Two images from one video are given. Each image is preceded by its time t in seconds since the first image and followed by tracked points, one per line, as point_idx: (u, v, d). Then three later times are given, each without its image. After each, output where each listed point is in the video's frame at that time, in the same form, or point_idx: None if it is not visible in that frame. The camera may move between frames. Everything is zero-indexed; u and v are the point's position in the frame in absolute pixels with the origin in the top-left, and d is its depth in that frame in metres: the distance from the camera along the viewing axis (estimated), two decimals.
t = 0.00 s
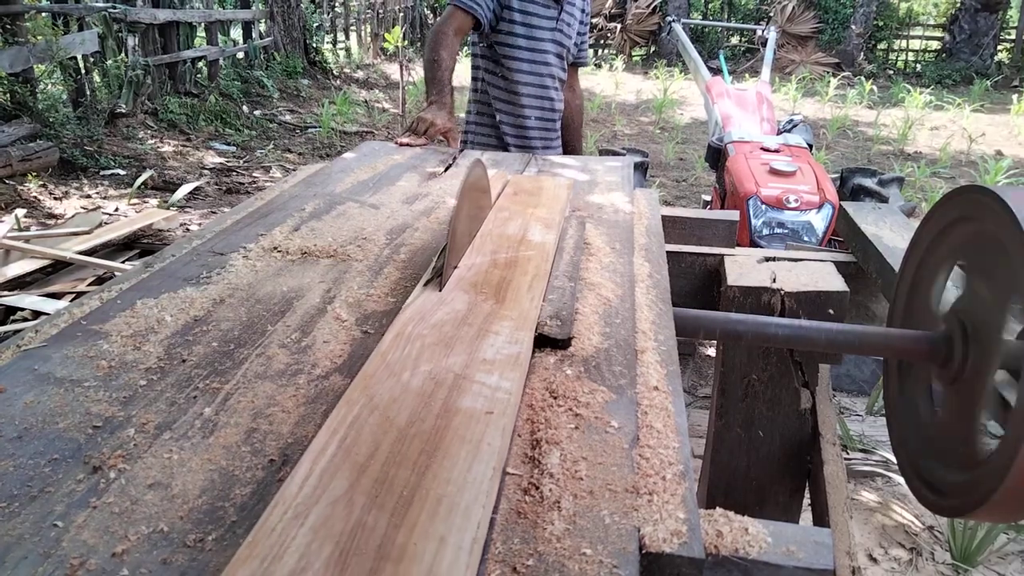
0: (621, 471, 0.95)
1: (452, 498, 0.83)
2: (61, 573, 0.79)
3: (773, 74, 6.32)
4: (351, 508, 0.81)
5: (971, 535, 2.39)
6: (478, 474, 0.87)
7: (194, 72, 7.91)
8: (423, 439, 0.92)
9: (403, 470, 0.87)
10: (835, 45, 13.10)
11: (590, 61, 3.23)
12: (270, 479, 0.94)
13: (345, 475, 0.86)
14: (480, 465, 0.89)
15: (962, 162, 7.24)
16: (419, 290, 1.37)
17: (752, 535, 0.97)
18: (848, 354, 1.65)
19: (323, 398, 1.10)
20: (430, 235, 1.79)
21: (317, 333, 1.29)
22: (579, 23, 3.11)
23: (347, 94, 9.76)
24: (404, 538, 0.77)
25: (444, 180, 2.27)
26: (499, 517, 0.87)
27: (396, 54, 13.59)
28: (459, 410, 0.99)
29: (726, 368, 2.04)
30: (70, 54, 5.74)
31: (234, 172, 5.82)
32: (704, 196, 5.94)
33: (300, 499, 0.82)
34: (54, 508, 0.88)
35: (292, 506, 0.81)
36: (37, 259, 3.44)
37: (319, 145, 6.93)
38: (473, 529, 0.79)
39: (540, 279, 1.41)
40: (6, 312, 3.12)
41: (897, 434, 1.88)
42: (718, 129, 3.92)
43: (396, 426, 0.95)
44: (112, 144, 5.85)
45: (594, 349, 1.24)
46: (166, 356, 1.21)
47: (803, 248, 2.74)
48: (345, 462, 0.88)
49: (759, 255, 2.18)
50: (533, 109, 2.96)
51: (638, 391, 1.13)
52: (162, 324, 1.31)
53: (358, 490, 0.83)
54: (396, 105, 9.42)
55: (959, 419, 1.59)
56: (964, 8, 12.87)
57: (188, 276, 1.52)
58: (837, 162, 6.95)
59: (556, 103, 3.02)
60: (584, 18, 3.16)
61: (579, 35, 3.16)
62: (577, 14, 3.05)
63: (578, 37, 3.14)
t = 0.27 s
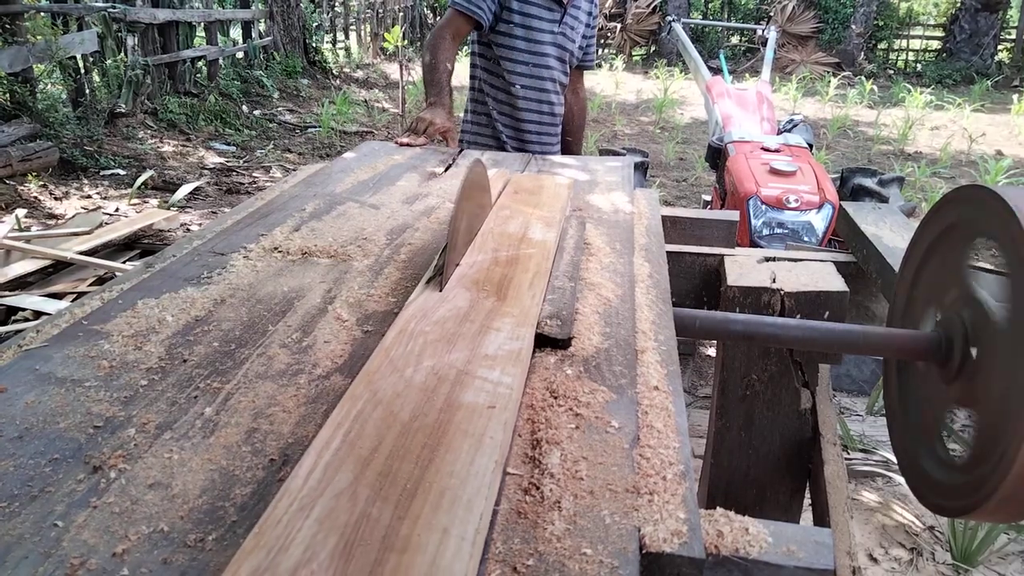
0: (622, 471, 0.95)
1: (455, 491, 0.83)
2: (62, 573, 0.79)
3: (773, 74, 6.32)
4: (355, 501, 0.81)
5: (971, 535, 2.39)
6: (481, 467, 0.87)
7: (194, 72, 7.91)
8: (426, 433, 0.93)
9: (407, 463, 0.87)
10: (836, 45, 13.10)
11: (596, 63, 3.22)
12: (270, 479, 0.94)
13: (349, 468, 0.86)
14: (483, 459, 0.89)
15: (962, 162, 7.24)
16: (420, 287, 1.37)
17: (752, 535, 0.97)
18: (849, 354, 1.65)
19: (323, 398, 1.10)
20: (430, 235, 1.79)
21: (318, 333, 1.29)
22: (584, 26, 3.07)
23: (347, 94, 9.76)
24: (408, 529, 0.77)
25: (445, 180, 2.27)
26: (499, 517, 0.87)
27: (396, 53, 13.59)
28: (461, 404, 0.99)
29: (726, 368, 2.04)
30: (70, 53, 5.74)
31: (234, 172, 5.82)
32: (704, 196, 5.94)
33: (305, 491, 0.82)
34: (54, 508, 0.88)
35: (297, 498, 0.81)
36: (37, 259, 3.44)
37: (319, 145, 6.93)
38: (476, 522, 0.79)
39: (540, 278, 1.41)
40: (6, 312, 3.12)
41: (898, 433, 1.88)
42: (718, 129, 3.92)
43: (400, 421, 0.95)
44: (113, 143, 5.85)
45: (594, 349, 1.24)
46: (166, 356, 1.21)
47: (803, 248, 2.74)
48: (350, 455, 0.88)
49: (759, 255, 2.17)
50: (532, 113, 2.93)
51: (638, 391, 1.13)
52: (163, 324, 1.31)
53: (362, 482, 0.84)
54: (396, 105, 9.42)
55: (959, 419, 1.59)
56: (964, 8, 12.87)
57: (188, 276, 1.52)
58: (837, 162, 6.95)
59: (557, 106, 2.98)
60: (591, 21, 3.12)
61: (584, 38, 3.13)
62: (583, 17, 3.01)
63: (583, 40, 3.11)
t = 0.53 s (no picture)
0: (622, 470, 0.95)
1: (456, 490, 0.83)
2: (62, 573, 0.79)
3: (773, 74, 6.32)
4: (356, 499, 0.81)
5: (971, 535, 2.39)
6: (481, 465, 0.87)
7: (195, 72, 7.91)
8: (426, 432, 0.93)
9: (408, 462, 0.87)
10: (835, 45, 13.11)
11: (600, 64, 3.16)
12: (270, 479, 0.94)
13: (350, 467, 0.86)
14: (483, 457, 0.89)
15: (962, 162, 7.24)
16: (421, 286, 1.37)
17: (751, 534, 0.97)
18: (849, 354, 1.65)
19: (323, 398, 1.11)
20: (430, 235, 1.79)
21: (318, 333, 1.29)
22: (589, 27, 3.01)
23: (347, 94, 9.76)
24: (409, 528, 0.77)
25: (445, 180, 2.27)
26: (499, 517, 0.87)
27: (396, 54, 13.60)
28: (462, 404, 0.99)
29: (726, 368, 2.04)
30: (70, 54, 5.75)
31: (234, 172, 5.82)
32: (704, 196, 5.95)
33: (306, 490, 0.82)
34: (55, 508, 0.88)
35: (297, 497, 0.81)
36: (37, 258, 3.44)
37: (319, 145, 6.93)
38: (477, 520, 0.79)
39: (540, 278, 1.41)
40: (6, 312, 3.13)
41: (898, 433, 1.89)
42: (717, 129, 3.92)
43: (400, 421, 0.95)
44: (113, 143, 5.85)
45: (594, 349, 1.24)
46: (166, 356, 1.21)
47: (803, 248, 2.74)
48: (350, 455, 0.88)
49: (759, 255, 2.18)
50: (532, 118, 2.90)
51: (638, 391, 1.13)
52: (163, 324, 1.31)
53: (363, 481, 0.84)
54: (396, 105, 9.42)
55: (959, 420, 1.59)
56: (964, 8, 12.87)
57: (188, 276, 1.52)
58: (837, 162, 6.95)
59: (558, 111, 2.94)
60: (596, 21, 3.05)
61: (589, 39, 3.07)
62: (586, 19, 2.95)
63: (586, 42, 3.05)
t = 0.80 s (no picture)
0: (621, 471, 0.95)
1: (456, 490, 0.83)
2: (62, 573, 0.79)
3: (773, 74, 6.33)
4: (356, 500, 0.81)
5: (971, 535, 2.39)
6: (481, 465, 0.87)
7: (194, 71, 7.91)
8: (426, 432, 0.93)
9: (408, 462, 0.87)
10: (835, 45, 13.11)
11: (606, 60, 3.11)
12: (270, 479, 0.94)
13: (350, 467, 0.86)
14: (483, 458, 0.89)
15: (961, 162, 7.24)
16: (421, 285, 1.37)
17: (752, 534, 0.97)
18: (849, 353, 1.65)
19: (323, 398, 1.10)
20: (430, 235, 1.79)
21: (318, 333, 1.29)
22: (592, 23, 2.96)
23: (347, 94, 9.76)
24: (409, 528, 0.77)
25: (445, 180, 2.27)
26: (499, 517, 0.87)
27: (396, 54, 13.59)
28: (462, 404, 0.99)
29: (726, 368, 2.04)
30: (70, 53, 5.75)
31: (234, 172, 5.82)
32: (704, 196, 5.95)
33: (306, 490, 0.82)
34: (55, 508, 0.88)
35: (297, 497, 0.81)
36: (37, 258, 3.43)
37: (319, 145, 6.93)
38: (477, 521, 0.79)
39: (540, 278, 1.41)
40: (6, 312, 3.13)
41: (897, 433, 1.89)
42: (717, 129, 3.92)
43: (400, 423, 0.95)
44: (112, 144, 5.85)
45: (594, 349, 1.24)
46: (166, 356, 1.21)
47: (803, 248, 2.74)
48: (350, 455, 0.88)
49: (759, 255, 2.18)
50: (531, 117, 2.89)
51: (638, 391, 1.13)
52: (163, 324, 1.31)
53: (363, 482, 0.83)
54: (396, 105, 9.42)
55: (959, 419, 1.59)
56: (963, 8, 12.87)
57: (188, 276, 1.52)
58: (837, 162, 6.95)
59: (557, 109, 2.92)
60: (600, 17, 2.99)
61: (593, 34, 3.01)
62: (588, 15, 2.89)
63: (590, 37, 2.99)
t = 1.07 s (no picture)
0: (622, 471, 0.95)
1: (453, 500, 0.83)
2: (62, 573, 0.79)
3: (773, 74, 6.33)
4: (350, 513, 0.81)
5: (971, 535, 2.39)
6: (478, 477, 0.87)
7: (194, 71, 7.90)
8: (422, 443, 0.92)
9: (402, 474, 0.87)
10: (835, 45, 13.11)
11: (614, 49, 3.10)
12: (270, 479, 0.94)
13: (344, 480, 0.86)
14: (479, 469, 0.89)
15: (962, 162, 7.24)
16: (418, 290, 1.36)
17: (752, 534, 0.97)
18: (848, 355, 1.65)
19: (323, 398, 1.10)
20: (430, 236, 1.79)
21: (318, 333, 1.29)
22: (597, 12, 2.94)
23: (347, 94, 9.76)
24: (403, 543, 0.77)
25: (445, 180, 2.27)
26: (499, 518, 0.87)
27: (396, 53, 13.59)
28: (459, 412, 0.99)
29: (726, 369, 2.04)
30: (69, 53, 5.74)
31: (234, 171, 5.82)
32: (704, 196, 5.95)
33: (299, 504, 0.82)
34: (55, 508, 0.88)
35: (290, 511, 0.81)
36: (37, 258, 3.43)
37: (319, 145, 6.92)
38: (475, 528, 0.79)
39: (540, 279, 1.41)
40: (6, 312, 3.13)
41: (898, 434, 1.88)
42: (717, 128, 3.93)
43: (395, 432, 0.94)
44: (112, 143, 5.85)
45: (594, 349, 1.24)
46: (166, 357, 1.21)
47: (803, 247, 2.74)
48: (345, 466, 0.88)
49: (759, 255, 2.17)
50: (538, 111, 2.89)
51: (638, 391, 1.13)
52: (163, 324, 1.31)
53: (357, 494, 0.83)
54: (396, 105, 9.42)
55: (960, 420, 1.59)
56: (964, 8, 12.86)
57: (188, 276, 1.52)
58: (837, 162, 6.95)
59: (564, 102, 2.92)
60: (605, 5, 2.98)
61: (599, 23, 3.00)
62: (592, 6, 2.88)
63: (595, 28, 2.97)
